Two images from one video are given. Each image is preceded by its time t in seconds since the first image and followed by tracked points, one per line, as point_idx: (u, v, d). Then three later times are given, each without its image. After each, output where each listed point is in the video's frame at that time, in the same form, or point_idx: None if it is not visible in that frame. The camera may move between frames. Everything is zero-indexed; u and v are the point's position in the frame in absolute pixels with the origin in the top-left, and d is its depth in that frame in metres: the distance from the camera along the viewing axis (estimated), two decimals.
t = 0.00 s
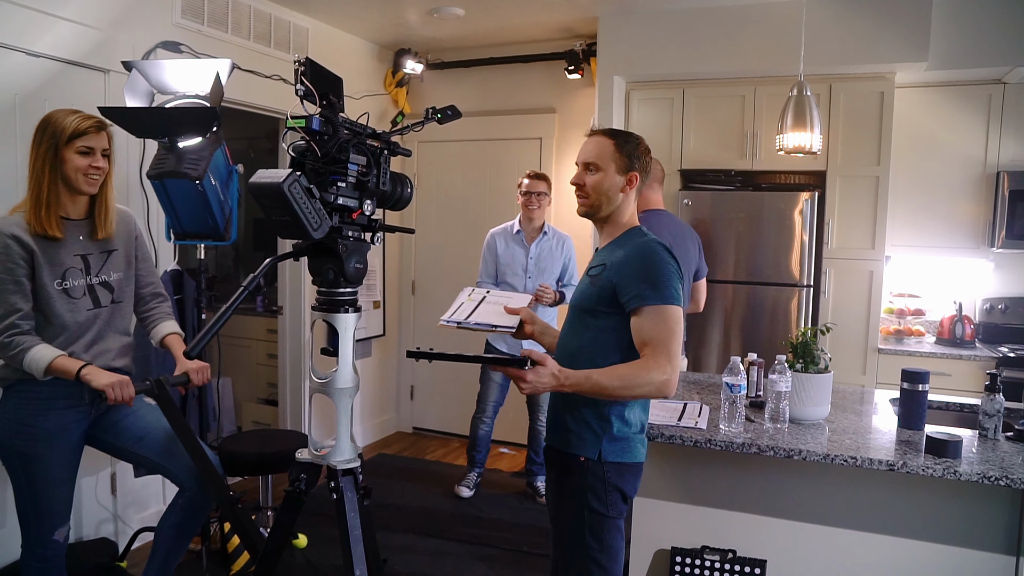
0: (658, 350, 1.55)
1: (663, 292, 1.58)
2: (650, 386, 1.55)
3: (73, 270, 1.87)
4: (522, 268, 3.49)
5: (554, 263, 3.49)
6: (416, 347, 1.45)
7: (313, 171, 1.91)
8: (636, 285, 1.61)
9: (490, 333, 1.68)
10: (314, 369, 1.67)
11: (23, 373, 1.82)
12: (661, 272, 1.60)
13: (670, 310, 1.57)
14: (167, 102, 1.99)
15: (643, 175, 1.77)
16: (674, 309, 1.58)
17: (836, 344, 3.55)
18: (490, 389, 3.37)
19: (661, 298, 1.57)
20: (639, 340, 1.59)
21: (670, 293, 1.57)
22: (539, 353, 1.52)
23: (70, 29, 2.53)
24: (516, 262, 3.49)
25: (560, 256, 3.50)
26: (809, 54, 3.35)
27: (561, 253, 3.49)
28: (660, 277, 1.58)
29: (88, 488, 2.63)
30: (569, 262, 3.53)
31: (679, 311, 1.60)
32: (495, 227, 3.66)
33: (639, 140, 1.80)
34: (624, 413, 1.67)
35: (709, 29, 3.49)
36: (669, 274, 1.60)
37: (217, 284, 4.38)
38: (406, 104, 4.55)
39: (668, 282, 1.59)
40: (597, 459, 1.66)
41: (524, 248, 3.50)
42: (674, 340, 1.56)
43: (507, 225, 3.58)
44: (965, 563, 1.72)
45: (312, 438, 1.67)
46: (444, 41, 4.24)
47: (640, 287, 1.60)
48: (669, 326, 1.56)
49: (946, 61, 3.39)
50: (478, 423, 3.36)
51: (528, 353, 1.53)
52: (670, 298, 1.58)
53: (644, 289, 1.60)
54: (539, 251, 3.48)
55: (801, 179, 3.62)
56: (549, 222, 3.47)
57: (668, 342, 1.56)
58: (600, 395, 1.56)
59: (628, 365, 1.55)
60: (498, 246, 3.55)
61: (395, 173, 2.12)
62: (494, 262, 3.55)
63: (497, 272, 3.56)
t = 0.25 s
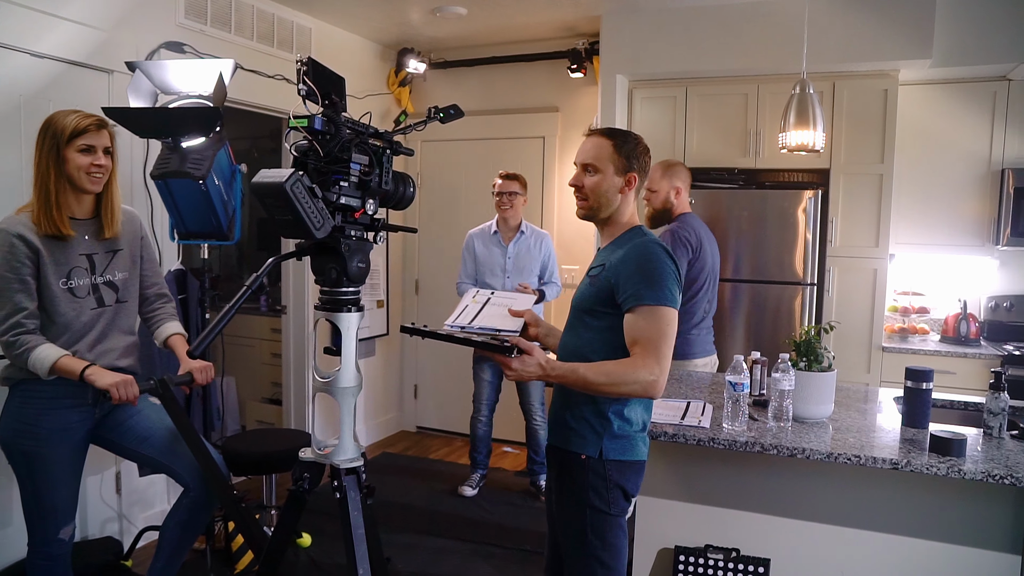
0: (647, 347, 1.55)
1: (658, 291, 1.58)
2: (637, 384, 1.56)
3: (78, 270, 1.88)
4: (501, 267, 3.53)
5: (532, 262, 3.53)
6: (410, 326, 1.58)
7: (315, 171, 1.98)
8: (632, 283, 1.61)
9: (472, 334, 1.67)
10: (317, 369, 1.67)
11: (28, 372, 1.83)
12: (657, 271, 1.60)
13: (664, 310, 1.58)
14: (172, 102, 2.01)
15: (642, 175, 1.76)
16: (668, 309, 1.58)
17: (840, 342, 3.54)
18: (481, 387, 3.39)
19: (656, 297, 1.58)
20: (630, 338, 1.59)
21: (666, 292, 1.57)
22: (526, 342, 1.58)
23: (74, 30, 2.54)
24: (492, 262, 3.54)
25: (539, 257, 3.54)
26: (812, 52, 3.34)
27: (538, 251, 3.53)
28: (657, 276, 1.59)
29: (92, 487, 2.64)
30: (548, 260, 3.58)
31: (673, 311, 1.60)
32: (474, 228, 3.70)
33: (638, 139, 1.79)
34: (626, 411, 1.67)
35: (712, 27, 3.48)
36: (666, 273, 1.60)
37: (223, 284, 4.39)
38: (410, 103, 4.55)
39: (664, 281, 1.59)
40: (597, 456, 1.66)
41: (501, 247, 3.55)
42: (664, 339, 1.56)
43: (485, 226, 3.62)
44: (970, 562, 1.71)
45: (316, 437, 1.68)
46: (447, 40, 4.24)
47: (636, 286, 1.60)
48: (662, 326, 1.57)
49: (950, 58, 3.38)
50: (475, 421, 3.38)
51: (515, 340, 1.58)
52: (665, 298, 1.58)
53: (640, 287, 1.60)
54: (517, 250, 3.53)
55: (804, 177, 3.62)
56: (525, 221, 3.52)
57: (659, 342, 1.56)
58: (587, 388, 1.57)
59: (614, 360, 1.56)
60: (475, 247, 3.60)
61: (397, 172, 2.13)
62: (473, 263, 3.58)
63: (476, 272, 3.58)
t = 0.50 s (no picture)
0: (652, 348, 1.57)
1: (662, 293, 1.60)
2: (644, 385, 1.57)
3: (83, 271, 1.89)
4: (484, 267, 3.57)
5: (515, 260, 3.56)
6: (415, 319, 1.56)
7: (316, 171, 1.98)
8: (635, 284, 1.63)
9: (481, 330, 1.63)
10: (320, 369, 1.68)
11: (33, 373, 1.84)
12: (661, 273, 1.62)
13: (668, 312, 1.60)
14: (173, 103, 2.00)
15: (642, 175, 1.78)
16: (672, 311, 1.60)
17: (845, 339, 3.53)
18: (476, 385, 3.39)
19: (660, 299, 1.60)
20: (634, 338, 1.61)
21: (670, 294, 1.59)
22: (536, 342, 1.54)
23: (77, 33, 2.54)
24: (474, 263, 3.59)
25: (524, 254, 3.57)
26: (815, 49, 3.33)
27: (520, 249, 3.54)
28: (660, 278, 1.60)
29: (98, 487, 2.64)
30: (531, 255, 3.58)
31: (677, 312, 1.62)
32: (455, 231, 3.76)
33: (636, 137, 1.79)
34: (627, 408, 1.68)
35: (714, 24, 3.47)
36: (670, 275, 1.62)
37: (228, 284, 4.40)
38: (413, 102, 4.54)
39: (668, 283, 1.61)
40: (600, 455, 1.67)
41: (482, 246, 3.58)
42: (670, 341, 1.58)
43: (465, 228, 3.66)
44: (975, 560, 1.70)
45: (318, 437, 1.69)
46: (450, 40, 4.24)
47: (639, 288, 1.62)
48: (667, 327, 1.59)
49: (952, 54, 3.37)
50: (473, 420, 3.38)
51: (526, 339, 1.56)
52: (669, 300, 1.60)
53: (643, 290, 1.62)
54: (498, 248, 3.56)
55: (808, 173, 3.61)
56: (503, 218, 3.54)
57: (664, 343, 1.58)
58: (594, 388, 1.58)
59: (622, 361, 1.57)
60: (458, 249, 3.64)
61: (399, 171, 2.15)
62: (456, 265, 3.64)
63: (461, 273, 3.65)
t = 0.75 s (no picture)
0: (672, 355, 1.54)
1: (678, 296, 1.56)
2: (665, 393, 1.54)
3: (59, 274, 1.78)
4: (476, 264, 3.48)
5: (507, 254, 3.46)
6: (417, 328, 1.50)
7: (303, 167, 1.92)
8: (650, 289, 1.58)
9: (495, 340, 1.54)
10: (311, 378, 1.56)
11: (6, 382, 1.73)
12: (677, 275, 1.57)
13: (686, 316, 1.56)
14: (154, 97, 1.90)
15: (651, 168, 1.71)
16: (688, 314, 1.57)
17: (867, 338, 3.43)
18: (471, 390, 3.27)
19: (677, 304, 1.55)
20: (652, 344, 1.57)
21: (687, 298, 1.55)
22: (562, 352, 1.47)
23: (52, 22, 2.45)
24: (466, 261, 3.50)
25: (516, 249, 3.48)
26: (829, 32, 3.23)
27: (512, 241, 3.46)
28: (676, 281, 1.56)
29: (75, 503, 2.53)
30: (523, 248, 3.50)
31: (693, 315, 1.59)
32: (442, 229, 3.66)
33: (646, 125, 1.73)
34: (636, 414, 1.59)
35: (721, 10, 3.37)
36: (684, 277, 1.58)
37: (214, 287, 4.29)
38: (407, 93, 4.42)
39: (684, 286, 1.57)
40: (609, 464, 1.59)
41: (473, 242, 3.49)
42: (688, 347, 1.55)
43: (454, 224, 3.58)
44: None
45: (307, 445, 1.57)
46: (447, 28, 4.14)
47: (655, 292, 1.57)
48: (685, 333, 1.55)
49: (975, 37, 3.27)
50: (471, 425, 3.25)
51: (551, 348, 1.47)
52: (686, 304, 1.56)
53: (658, 293, 1.57)
54: (489, 244, 3.47)
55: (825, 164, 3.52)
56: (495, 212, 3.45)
57: (683, 349, 1.55)
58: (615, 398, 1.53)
59: (645, 370, 1.52)
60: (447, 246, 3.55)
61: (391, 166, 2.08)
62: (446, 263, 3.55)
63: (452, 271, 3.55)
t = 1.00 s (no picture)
0: (726, 374, 1.25)
1: (733, 302, 1.25)
2: (721, 423, 1.25)
3: None
4: (472, 254, 3.12)
5: (508, 244, 3.13)
6: (418, 350, 1.37)
7: (252, 135, 1.55)
8: (696, 293, 1.27)
9: (517, 360, 1.27)
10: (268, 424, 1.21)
11: None
12: (731, 274, 1.26)
13: (742, 326, 1.26)
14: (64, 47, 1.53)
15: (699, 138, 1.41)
16: (745, 324, 1.26)
17: (967, 344, 3.26)
18: (467, 412, 2.91)
19: (733, 312, 1.25)
20: (700, 361, 1.28)
21: (743, 305, 1.24)
22: (603, 371, 1.22)
23: None
24: (461, 251, 3.12)
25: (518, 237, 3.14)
26: None
27: (517, 228, 3.13)
28: (730, 283, 1.25)
29: None
30: (529, 238, 3.17)
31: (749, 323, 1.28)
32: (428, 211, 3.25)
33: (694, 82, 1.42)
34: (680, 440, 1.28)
35: None
36: (739, 277, 1.26)
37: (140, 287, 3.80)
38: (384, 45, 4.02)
39: (740, 288, 1.26)
40: (641, 505, 1.39)
41: (469, 230, 3.14)
42: (744, 363, 1.26)
43: (445, 206, 3.21)
44: None
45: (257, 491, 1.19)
46: None
47: (704, 296, 1.26)
48: (740, 347, 1.26)
49: None
50: (468, 458, 2.90)
51: (590, 371, 1.22)
52: (742, 311, 1.25)
53: (707, 297, 1.26)
54: (488, 231, 3.12)
55: (909, 126, 3.38)
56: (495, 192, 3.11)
57: (738, 366, 1.26)
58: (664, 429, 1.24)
59: (696, 395, 1.24)
60: (437, 231, 3.17)
61: (362, 136, 1.74)
62: (435, 253, 3.16)
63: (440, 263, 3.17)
